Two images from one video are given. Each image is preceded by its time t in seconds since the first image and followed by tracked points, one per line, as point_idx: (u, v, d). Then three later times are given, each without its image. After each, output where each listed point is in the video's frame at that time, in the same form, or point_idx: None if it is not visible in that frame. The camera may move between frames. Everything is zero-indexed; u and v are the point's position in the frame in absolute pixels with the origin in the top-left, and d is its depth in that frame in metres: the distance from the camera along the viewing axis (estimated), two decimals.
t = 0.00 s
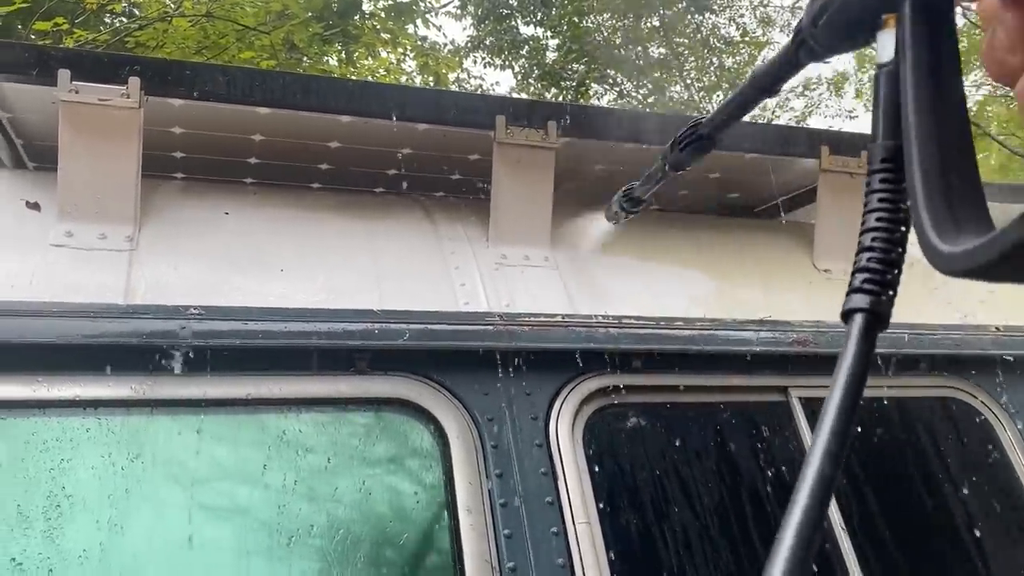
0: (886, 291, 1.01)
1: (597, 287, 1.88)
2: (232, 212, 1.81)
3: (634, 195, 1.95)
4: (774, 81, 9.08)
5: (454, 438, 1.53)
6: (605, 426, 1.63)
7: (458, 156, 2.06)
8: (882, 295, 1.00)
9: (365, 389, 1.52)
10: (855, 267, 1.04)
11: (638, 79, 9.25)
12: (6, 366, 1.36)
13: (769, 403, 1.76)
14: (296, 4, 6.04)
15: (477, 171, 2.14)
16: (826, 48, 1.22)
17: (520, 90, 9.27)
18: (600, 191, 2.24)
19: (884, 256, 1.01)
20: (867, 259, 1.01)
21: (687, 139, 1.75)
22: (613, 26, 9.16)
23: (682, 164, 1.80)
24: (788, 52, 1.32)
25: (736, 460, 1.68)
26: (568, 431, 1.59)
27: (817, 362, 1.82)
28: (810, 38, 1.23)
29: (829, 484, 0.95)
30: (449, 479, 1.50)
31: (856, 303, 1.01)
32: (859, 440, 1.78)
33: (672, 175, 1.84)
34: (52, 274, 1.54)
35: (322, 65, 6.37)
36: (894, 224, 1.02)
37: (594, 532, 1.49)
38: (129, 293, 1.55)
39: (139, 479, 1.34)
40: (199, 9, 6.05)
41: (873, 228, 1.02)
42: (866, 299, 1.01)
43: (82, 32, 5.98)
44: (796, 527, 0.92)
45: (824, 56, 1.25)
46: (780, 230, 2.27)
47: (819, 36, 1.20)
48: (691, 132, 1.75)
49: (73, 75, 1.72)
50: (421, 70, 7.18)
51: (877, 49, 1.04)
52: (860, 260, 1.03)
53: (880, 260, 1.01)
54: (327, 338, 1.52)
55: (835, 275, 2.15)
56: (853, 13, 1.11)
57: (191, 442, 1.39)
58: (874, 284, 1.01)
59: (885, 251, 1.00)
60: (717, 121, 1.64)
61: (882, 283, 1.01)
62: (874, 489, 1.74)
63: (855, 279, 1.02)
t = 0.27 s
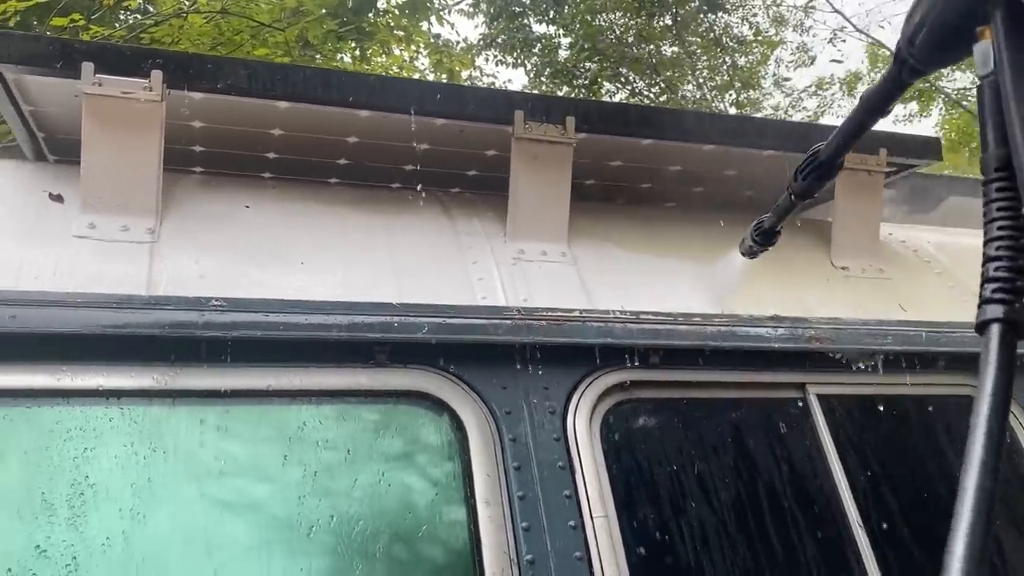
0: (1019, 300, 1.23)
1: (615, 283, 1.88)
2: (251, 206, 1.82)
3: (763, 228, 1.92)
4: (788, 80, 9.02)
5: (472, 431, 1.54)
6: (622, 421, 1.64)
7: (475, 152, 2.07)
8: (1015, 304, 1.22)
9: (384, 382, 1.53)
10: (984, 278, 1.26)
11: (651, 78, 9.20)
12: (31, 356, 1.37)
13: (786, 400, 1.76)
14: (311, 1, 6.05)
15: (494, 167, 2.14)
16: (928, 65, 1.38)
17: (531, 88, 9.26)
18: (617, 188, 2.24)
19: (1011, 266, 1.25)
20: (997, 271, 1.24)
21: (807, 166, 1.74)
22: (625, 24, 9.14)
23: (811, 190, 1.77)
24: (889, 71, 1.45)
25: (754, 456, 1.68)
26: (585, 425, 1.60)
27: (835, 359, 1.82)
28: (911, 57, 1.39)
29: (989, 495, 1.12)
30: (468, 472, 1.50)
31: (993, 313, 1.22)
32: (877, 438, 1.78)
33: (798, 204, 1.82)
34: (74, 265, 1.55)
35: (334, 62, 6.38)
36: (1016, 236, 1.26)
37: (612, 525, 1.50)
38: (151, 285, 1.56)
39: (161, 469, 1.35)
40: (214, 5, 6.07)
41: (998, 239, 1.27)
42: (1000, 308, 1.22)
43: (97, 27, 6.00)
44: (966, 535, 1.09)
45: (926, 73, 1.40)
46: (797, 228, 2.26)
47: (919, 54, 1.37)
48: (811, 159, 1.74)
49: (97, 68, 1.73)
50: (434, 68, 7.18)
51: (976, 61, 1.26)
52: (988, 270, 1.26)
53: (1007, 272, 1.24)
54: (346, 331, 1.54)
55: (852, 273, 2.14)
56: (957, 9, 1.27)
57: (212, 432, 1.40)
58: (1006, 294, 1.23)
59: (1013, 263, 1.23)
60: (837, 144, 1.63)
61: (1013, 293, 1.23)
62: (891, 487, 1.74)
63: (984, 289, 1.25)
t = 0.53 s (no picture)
0: (976, 296, 1.06)
1: (630, 282, 1.88)
2: (268, 203, 1.82)
3: (702, 234, 1.78)
4: (801, 79, 8.98)
5: (486, 429, 1.54)
6: (635, 420, 1.64)
7: (489, 151, 2.07)
8: (973, 300, 1.05)
9: (398, 379, 1.54)
10: (943, 272, 1.09)
11: (664, 76, 9.17)
12: (51, 350, 1.38)
13: (800, 401, 1.75)
14: None
15: (508, 166, 2.14)
16: (896, 59, 1.22)
17: (543, 86, 9.25)
18: (631, 188, 2.24)
19: (974, 259, 1.07)
20: (957, 263, 1.07)
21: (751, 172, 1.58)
22: (638, 23, 9.12)
23: (757, 193, 1.60)
24: (853, 68, 1.27)
25: (768, 457, 1.68)
26: (599, 424, 1.60)
27: (849, 360, 1.81)
28: (879, 51, 1.22)
29: (929, 504, 0.95)
30: (482, 470, 1.51)
31: (947, 308, 1.06)
32: (891, 440, 1.78)
33: (738, 211, 1.67)
34: (92, 261, 1.56)
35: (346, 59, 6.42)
36: (979, 228, 1.09)
37: (625, 524, 1.50)
38: (169, 281, 1.57)
39: (178, 463, 1.36)
40: (228, 2, 6.09)
41: (960, 229, 1.10)
42: (957, 305, 1.05)
43: (112, 24, 6.03)
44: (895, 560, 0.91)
45: (893, 67, 1.24)
46: (812, 228, 2.26)
47: (887, 47, 1.20)
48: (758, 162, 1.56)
49: (115, 65, 1.75)
50: (446, 65, 7.18)
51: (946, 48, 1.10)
52: (948, 265, 1.08)
53: (968, 265, 1.07)
54: (362, 328, 1.55)
55: (867, 274, 2.13)
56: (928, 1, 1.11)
57: (228, 428, 1.41)
58: (964, 289, 1.06)
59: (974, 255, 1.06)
60: (787, 147, 1.45)
61: (972, 288, 1.06)
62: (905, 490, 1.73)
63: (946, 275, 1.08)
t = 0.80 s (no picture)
0: (1017, 269, 1.26)
1: (648, 278, 1.88)
2: (289, 197, 1.83)
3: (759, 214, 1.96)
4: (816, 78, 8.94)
5: (505, 423, 1.55)
6: (653, 416, 1.64)
7: (509, 147, 2.08)
8: (1014, 273, 1.25)
9: (419, 371, 1.55)
10: (984, 246, 1.29)
11: (678, 75, 9.15)
12: (78, 339, 1.40)
13: (818, 398, 1.75)
14: None
15: (527, 161, 2.15)
16: (929, 32, 1.44)
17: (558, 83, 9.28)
18: (649, 184, 2.25)
19: (1010, 234, 1.28)
20: (997, 238, 1.28)
21: (805, 147, 1.85)
22: (653, 21, 9.12)
23: (803, 175, 1.89)
24: (891, 48, 1.53)
25: (786, 455, 1.68)
26: (618, 419, 1.60)
27: (867, 358, 1.81)
28: (915, 23, 1.44)
29: (969, 490, 1.10)
30: (501, 464, 1.52)
31: (990, 283, 1.25)
32: (910, 438, 1.78)
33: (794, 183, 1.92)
34: (116, 251, 1.58)
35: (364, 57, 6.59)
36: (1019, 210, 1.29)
37: (643, 520, 1.50)
38: (192, 272, 1.58)
39: (201, 453, 1.37)
40: None
41: (1001, 205, 1.30)
42: (999, 278, 1.25)
43: (132, 19, 6.09)
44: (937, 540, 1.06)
45: (927, 40, 1.47)
46: (831, 227, 2.25)
47: (925, 20, 1.42)
48: (807, 139, 1.86)
49: (141, 58, 1.77)
50: (462, 62, 7.22)
51: (982, 24, 1.31)
52: (989, 239, 1.29)
53: (1006, 240, 1.27)
54: (383, 321, 1.56)
55: (886, 273, 2.13)
56: None
57: (250, 418, 1.42)
58: (1004, 263, 1.26)
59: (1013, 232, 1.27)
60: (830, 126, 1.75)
61: (1011, 263, 1.26)
62: (923, 489, 1.73)
63: (984, 258, 1.28)
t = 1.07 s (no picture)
0: None
1: (679, 285, 1.89)
2: (325, 200, 1.86)
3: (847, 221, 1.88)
4: (839, 79, 8.88)
5: (537, 428, 1.57)
6: (683, 423, 1.65)
7: (539, 152, 2.10)
8: None
9: (452, 375, 1.56)
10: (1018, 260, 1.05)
11: (700, 75, 9.11)
12: (122, 339, 1.43)
13: (847, 408, 1.76)
14: None
15: (556, 165, 2.16)
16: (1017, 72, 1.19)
17: (580, 83, 9.30)
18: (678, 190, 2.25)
19: None
20: None
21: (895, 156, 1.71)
22: (676, 21, 9.09)
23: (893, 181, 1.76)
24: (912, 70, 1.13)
25: (815, 463, 1.69)
26: (648, 426, 1.62)
27: (897, 368, 1.81)
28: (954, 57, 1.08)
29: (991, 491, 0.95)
30: (533, 468, 1.53)
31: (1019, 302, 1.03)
32: (938, 449, 1.78)
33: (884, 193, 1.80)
34: (157, 251, 1.60)
35: (386, 56, 6.55)
36: None
37: (673, 526, 1.51)
38: (232, 274, 1.60)
39: (240, 452, 1.39)
40: None
41: None
42: None
43: (159, 16, 6.13)
44: (944, 561, 0.90)
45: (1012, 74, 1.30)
46: (860, 235, 2.26)
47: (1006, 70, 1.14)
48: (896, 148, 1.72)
49: (183, 61, 1.79)
50: (485, 61, 7.20)
51: None
52: None
53: None
54: (417, 324, 1.57)
55: (916, 283, 2.13)
56: None
57: (288, 419, 1.44)
58: None
59: None
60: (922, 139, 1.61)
61: None
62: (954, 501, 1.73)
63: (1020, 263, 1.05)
